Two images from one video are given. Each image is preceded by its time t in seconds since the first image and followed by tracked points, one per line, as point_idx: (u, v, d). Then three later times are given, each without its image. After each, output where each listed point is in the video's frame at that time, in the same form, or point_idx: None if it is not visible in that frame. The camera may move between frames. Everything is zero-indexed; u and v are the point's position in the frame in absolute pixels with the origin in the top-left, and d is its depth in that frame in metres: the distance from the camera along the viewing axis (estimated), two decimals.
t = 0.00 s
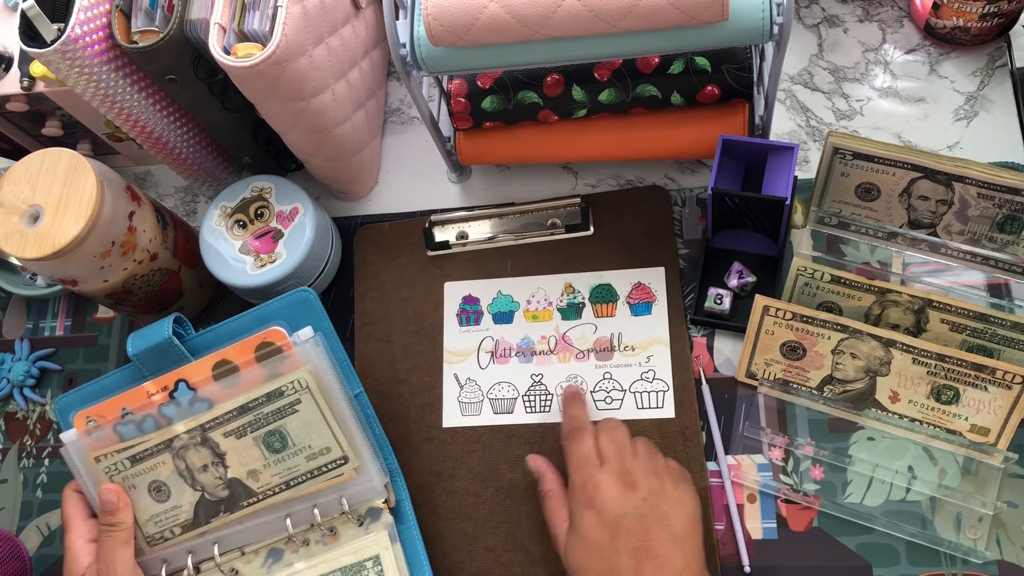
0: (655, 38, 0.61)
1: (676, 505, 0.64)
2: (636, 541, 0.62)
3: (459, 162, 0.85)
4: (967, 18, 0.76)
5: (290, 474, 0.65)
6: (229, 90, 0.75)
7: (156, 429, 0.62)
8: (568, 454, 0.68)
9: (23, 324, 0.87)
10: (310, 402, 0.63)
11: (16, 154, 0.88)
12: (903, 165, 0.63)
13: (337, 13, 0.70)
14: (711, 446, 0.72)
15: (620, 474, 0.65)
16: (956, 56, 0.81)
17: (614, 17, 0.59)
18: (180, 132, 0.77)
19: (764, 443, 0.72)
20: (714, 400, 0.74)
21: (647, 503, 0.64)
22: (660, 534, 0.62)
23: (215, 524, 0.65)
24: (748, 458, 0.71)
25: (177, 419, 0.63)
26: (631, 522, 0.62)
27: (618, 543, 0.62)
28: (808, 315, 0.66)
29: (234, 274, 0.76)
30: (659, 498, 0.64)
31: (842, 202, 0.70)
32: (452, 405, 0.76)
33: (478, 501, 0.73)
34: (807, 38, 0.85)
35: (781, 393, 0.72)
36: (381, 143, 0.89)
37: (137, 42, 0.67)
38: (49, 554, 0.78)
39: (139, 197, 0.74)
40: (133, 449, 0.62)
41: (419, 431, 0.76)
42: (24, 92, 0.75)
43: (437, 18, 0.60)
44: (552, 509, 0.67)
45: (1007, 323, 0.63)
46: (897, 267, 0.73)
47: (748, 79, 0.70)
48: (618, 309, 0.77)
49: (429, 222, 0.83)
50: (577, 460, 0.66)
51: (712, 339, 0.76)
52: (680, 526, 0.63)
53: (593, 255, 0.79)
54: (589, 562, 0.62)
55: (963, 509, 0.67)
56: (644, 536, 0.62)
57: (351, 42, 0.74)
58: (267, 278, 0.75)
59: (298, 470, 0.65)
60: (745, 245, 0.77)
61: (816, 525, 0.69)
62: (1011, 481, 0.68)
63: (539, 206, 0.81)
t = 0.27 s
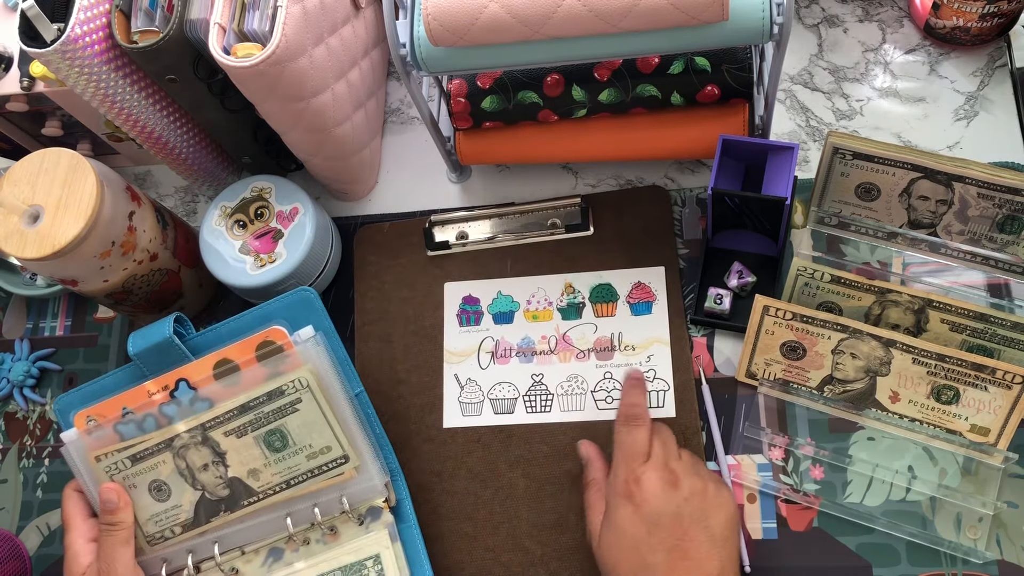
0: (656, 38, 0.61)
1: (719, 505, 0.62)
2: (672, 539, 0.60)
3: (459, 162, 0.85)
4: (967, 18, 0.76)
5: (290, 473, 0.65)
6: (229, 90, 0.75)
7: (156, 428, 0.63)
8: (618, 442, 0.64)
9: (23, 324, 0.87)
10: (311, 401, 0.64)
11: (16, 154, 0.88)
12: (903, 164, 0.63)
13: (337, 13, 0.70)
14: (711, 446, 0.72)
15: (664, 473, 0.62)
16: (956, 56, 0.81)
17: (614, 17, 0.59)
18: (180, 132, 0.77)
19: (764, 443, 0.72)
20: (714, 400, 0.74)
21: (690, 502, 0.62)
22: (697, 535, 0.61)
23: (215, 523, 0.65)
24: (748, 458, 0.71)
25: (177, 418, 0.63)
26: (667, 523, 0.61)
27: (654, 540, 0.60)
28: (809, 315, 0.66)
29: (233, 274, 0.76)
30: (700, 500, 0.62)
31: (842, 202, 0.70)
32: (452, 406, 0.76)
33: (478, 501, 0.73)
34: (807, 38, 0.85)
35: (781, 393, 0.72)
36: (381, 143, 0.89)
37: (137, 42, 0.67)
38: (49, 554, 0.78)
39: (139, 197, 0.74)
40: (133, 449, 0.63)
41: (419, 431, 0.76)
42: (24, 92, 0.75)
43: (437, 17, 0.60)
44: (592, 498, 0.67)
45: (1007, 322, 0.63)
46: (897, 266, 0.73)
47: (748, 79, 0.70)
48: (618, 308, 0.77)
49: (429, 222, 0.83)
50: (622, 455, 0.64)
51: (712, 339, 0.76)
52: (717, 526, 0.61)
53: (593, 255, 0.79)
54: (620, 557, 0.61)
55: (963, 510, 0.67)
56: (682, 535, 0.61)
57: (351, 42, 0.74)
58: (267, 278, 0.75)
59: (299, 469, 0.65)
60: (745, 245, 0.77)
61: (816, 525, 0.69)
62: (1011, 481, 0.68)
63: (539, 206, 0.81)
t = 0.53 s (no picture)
0: (656, 38, 0.61)
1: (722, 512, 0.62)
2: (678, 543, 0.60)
3: (459, 162, 0.85)
4: (967, 18, 0.76)
5: (270, 467, 0.65)
6: (229, 90, 0.75)
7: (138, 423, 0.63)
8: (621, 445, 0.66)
9: (23, 324, 0.87)
10: (288, 394, 0.63)
11: (16, 154, 0.88)
12: (903, 164, 0.63)
13: (337, 13, 0.70)
14: (711, 446, 0.72)
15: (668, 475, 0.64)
16: (956, 56, 0.81)
17: (614, 17, 0.59)
18: (180, 132, 0.77)
19: (765, 443, 0.72)
20: (714, 400, 0.74)
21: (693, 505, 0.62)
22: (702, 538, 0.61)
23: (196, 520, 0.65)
24: (748, 458, 0.71)
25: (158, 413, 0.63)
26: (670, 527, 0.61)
27: (658, 544, 0.61)
28: (808, 314, 0.66)
29: (233, 274, 0.76)
30: (705, 503, 0.62)
31: (842, 202, 0.70)
32: (453, 406, 0.76)
33: (478, 501, 0.73)
34: (807, 38, 0.85)
35: (782, 393, 0.72)
36: (381, 143, 0.89)
37: (137, 42, 0.67)
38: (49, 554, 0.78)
39: (139, 197, 0.74)
40: (115, 444, 0.63)
41: (419, 431, 0.76)
42: (24, 92, 0.75)
43: (437, 17, 0.60)
44: (598, 505, 0.67)
45: (1007, 322, 0.63)
46: (897, 266, 0.73)
47: (748, 79, 0.70)
48: (618, 308, 0.77)
49: (429, 222, 0.83)
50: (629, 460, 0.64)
51: (712, 339, 0.76)
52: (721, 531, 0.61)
53: (594, 255, 0.79)
54: (625, 560, 0.61)
55: (963, 509, 0.67)
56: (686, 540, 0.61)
57: (351, 42, 0.74)
58: (267, 278, 0.75)
59: (278, 463, 0.65)
60: (745, 245, 0.77)
61: (816, 525, 0.69)
62: (1011, 481, 0.68)
63: (539, 206, 0.81)
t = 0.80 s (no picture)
0: (656, 38, 0.61)
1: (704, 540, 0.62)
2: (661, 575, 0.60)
3: (459, 162, 0.85)
4: (967, 18, 0.76)
5: (270, 436, 0.67)
6: (229, 90, 0.75)
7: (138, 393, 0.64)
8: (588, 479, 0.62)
9: (23, 324, 0.87)
10: (295, 368, 0.65)
11: (16, 154, 0.88)
12: (903, 164, 0.63)
13: (337, 13, 0.70)
14: (711, 446, 0.72)
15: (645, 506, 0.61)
16: (956, 56, 0.81)
17: (614, 18, 0.59)
18: (180, 132, 0.77)
19: (764, 443, 0.72)
20: (714, 400, 0.74)
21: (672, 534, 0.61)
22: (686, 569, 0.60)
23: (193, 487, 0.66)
24: (748, 458, 0.71)
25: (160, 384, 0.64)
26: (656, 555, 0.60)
27: None
28: (808, 315, 0.66)
29: (234, 274, 0.76)
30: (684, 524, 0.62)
31: (842, 202, 0.70)
32: (453, 406, 0.76)
33: (477, 501, 0.73)
34: (807, 38, 0.85)
35: (781, 393, 0.72)
36: (381, 143, 0.89)
37: (137, 42, 0.67)
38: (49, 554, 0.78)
39: (139, 197, 0.74)
40: (112, 413, 0.64)
41: (419, 431, 0.76)
42: (24, 92, 0.75)
43: (437, 18, 0.60)
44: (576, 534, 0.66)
45: (1007, 322, 0.63)
46: (897, 266, 0.73)
47: (748, 79, 0.70)
48: (618, 308, 0.77)
49: (429, 222, 0.83)
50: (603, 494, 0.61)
51: (712, 339, 0.76)
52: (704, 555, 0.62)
53: (593, 255, 0.79)
54: None
55: (963, 509, 0.67)
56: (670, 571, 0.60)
57: (351, 42, 0.74)
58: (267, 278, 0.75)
59: (278, 432, 0.67)
60: (745, 245, 0.77)
61: (816, 525, 0.69)
62: (1011, 481, 0.68)
63: (539, 206, 0.81)
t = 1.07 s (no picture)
0: (655, 38, 0.61)
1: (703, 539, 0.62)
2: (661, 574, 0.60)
3: (459, 162, 0.85)
4: (967, 18, 0.76)
5: (268, 420, 0.70)
6: (229, 90, 0.75)
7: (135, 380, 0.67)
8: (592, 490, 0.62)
9: (23, 324, 0.87)
10: (292, 356, 0.68)
11: (16, 154, 0.88)
12: (903, 164, 0.63)
13: (337, 13, 0.70)
14: (711, 446, 0.72)
15: (645, 506, 0.61)
16: (956, 56, 0.81)
17: (614, 18, 0.59)
18: (180, 132, 0.77)
19: (764, 443, 0.72)
20: (714, 400, 0.74)
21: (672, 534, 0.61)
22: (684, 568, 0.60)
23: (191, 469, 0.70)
24: (748, 458, 0.71)
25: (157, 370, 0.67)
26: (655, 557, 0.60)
27: None
28: (808, 314, 0.66)
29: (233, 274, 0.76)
30: (683, 524, 0.62)
31: (842, 202, 0.70)
32: (453, 406, 0.76)
33: (477, 501, 0.73)
34: (807, 38, 0.85)
35: (781, 393, 0.72)
36: (381, 143, 0.89)
37: (137, 42, 0.67)
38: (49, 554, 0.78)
39: (139, 197, 0.74)
40: (109, 400, 0.66)
41: (419, 431, 0.76)
42: (24, 92, 0.75)
43: (437, 18, 0.60)
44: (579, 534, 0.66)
45: (1007, 322, 0.63)
46: (896, 266, 0.73)
47: (748, 79, 0.70)
48: (618, 308, 0.77)
49: (429, 222, 0.83)
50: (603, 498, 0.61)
51: (712, 338, 0.76)
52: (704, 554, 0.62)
53: (593, 255, 0.79)
54: None
55: (963, 509, 0.67)
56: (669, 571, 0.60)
57: (351, 42, 0.74)
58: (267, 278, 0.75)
59: (275, 417, 0.70)
60: (745, 245, 0.77)
61: (816, 525, 0.69)
62: (1011, 481, 0.68)
63: (539, 206, 0.81)
